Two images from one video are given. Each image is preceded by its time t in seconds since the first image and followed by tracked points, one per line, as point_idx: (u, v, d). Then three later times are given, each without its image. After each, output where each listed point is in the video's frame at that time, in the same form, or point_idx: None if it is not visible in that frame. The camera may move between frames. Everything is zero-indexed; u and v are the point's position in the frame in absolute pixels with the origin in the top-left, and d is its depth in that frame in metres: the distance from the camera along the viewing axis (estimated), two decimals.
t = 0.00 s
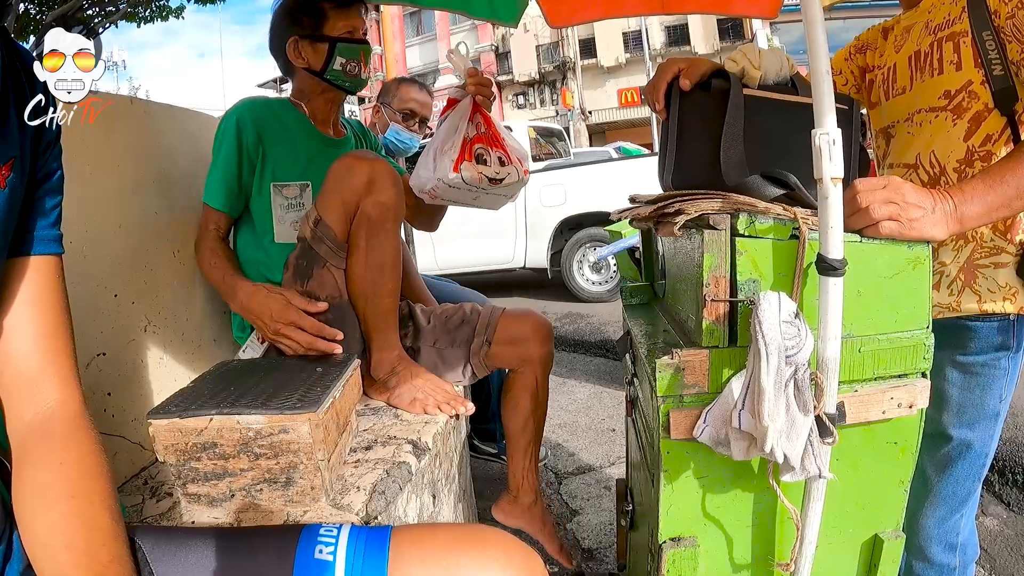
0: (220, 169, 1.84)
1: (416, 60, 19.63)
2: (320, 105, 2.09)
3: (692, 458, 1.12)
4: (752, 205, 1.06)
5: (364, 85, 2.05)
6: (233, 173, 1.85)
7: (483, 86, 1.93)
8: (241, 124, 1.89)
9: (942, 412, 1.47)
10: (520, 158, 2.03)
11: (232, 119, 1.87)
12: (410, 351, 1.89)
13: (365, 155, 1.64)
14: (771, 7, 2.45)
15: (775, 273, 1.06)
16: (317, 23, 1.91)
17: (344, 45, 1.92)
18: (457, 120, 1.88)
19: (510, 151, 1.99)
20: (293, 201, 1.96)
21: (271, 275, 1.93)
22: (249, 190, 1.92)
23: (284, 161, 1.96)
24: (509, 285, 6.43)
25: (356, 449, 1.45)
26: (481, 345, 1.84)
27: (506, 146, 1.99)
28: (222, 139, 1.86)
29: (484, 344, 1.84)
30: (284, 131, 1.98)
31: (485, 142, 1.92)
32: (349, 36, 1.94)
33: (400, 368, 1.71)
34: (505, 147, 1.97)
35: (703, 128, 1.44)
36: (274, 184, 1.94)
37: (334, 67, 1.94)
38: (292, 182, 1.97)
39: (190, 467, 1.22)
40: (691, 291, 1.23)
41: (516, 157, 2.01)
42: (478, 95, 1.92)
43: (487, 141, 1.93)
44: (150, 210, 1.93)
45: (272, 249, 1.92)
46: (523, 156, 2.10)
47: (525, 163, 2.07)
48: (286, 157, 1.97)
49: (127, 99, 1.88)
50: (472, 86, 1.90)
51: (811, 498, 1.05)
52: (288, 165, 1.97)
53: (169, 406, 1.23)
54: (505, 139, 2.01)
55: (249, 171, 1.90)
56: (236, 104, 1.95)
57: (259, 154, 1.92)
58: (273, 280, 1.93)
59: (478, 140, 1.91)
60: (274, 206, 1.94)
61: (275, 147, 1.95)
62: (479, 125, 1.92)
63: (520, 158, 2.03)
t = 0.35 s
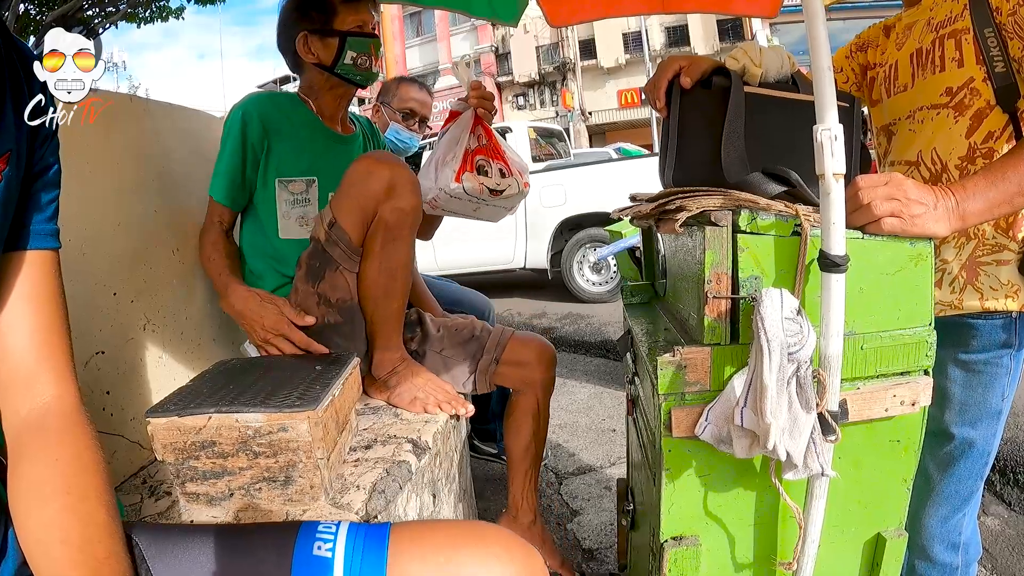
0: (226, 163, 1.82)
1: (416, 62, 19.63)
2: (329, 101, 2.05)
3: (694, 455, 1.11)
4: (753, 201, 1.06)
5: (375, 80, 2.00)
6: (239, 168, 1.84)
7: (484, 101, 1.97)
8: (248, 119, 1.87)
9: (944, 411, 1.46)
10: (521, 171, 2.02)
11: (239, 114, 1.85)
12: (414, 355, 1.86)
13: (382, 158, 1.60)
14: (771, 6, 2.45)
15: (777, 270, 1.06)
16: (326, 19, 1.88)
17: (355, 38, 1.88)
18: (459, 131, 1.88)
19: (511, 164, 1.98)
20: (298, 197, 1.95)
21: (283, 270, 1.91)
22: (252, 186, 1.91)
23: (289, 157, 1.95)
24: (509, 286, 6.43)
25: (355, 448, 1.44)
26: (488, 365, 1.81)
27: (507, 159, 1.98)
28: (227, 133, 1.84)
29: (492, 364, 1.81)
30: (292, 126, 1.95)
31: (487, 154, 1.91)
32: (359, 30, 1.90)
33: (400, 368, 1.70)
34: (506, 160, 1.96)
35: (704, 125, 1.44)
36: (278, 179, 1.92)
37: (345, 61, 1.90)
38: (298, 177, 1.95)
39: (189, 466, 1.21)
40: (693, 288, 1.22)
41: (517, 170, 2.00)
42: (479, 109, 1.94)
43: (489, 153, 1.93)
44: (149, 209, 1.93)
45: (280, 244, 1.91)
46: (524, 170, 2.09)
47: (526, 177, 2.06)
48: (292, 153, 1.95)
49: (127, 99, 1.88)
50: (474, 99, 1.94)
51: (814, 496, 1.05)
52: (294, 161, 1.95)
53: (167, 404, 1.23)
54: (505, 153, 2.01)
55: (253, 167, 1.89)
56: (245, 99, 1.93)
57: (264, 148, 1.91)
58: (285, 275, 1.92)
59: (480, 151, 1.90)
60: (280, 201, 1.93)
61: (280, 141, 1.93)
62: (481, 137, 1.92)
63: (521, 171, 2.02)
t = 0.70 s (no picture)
0: (236, 159, 1.81)
1: (415, 63, 19.63)
2: (342, 100, 2.04)
3: (695, 458, 1.11)
4: (753, 204, 1.06)
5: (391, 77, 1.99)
6: (249, 164, 1.83)
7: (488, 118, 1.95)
8: (261, 115, 1.86)
9: (944, 412, 1.46)
10: (526, 187, 2.04)
11: (254, 111, 1.84)
12: (416, 355, 1.88)
13: (400, 167, 1.59)
14: (771, 7, 2.45)
15: (776, 272, 1.06)
16: (340, 19, 1.87)
17: (370, 37, 1.88)
18: (468, 153, 1.89)
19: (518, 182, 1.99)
20: (309, 194, 1.95)
21: (295, 269, 1.92)
22: (263, 182, 1.90)
23: (302, 155, 1.94)
24: (509, 288, 6.43)
25: (356, 451, 1.44)
26: (492, 371, 1.80)
27: (514, 177, 1.99)
28: (241, 130, 1.84)
29: (498, 370, 1.80)
30: (305, 124, 1.94)
31: (496, 174, 1.92)
32: (374, 29, 1.90)
33: (401, 370, 1.70)
34: (513, 178, 1.97)
35: (704, 126, 1.45)
36: (290, 176, 1.92)
37: (362, 60, 1.90)
38: (310, 174, 1.95)
39: (189, 469, 1.21)
40: (693, 291, 1.22)
41: (523, 187, 2.01)
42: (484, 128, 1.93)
43: (497, 172, 1.93)
44: (149, 210, 1.93)
45: (291, 242, 1.92)
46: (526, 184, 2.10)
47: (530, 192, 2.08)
48: (304, 151, 1.95)
49: (126, 100, 1.88)
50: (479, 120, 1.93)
51: (814, 497, 1.05)
52: (306, 159, 1.95)
53: (167, 407, 1.23)
54: (511, 170, 2.01)
55: (265, 164, 1.88)
56: (258, 95, 1.91)
57: (276, 144, 1.89)
58: (296, 272, 1.93)
59: (489, 172, 1.91)
60: (291, 198, 1.92)
61: (294, 139, 1.92)
62: (488, 158, 1.92)
63: (526, 188, 2.03)
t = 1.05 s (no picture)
0: (251, 158, 1.81)
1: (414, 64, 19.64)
2: (356, 104, 2.04)
3: (697, 460, 1.12)
4: (754, 208, 1.07)
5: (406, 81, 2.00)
6: (264, 165, 1.83)
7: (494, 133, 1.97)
8: (277, 116, 1.85)
9: (945, 413, 1.47)
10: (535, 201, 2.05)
11: (270, 111, 1.84)
12: (420, 357, 1.88)
13: (407, 177, 1.58)
14: (771, 10, 2.46)
15: (777, 276, 1.06)
16: (356, 21, 1.87)
17: (385, 40, 1.88)
18: (479, 170, 1.91)
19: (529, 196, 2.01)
20: (320, 198, 1.95)
21: (302, 271, 1.93)
22: (274, 182, 1.90)
23: (316, 157, 1.94)
24: (509, 289, 6.44)
25: (358, 453, 1.45)
26: (495, 375, 1.81)
27: (524, 191, 2.00)
28: (256, 129, 1.83)
29: (500, 374, 1.81)
30: (320, 126, 1.93)
31: (508, 190, 1.93)
32: (389, 32, 1.91)
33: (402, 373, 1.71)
34: (524, 193, 1.99)
35: (704, 129, 1.45)
36: (303, 178, 1.92)
37: (377, 63, 1.90)
38: (323, 178, 1.96)
39: (191, 472, 1.22)
40: (694, 294, 1.23)
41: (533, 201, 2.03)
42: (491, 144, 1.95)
43: (508, 187, 1.94)
44: (151, 213, 1.93)
45: (299, 245, 1.92)
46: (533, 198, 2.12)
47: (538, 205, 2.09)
48: (318, 154, 1.94)
49: (127, 102, 1.89)
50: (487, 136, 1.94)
51: (815, 499, 1.05)
52: (320, 162, 1.95)
53: (170, 410, 1.23)
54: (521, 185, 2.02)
55: (277, 165, 1.88)
56: (275, 94, 1.89)
57: (291, 146, 1.89)
58: (302, 275, 1.93)
59: (500, 188, 1.92)
60: (302, 201, 1.92)
61: (308, 142, 1.92)
62: (498, 173, 1.94)
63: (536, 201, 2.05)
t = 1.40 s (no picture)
0: (261, 155, 1.81)
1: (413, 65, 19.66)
2: (367, 105, 2.04)
3: (698, 460, 1.13)
4: (755, 209, 1.08)
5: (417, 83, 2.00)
6: (273, 162, 1.84)
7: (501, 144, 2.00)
8: (287, 114, 1.86)
9: (944, 412, 1.47)
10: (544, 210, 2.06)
11: (280, 110, 1.84)
12: (422, 359, 1.89)
13: (412, 184, 1.59)
14: (770, 10, 2.47)
15: (777, 277, 1.07)
16: (368, 23, 1.88)
17: (396, 41, 1.89)
18: (493, 180, 1.92)
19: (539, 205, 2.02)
20: (327, 198, 1.96)
21: (307, 270, 1.93)
22: (281, 180, 1.91)
23: (324, 157, 1.95)
24: (508, 290, 6.44)
25: (361, 454, 1.46)
26: (497, 377, 1.82)
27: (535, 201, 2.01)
28: (265, 128, 1.84)
29: (503, 377, 1.82)
30: (329, 127, 1.95)
31: (521, 199, 1.94)
32: (400, 33, 1.91)
33: (404, 374, 1.72)
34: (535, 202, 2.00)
35: (705, 132, 1.46)
36: (311, 178, 1.93)
37: (388, 65, 1.91)
38: (330, 178, 1.96)
39: (195, 473, 1.22)
40: (694, 295, 1.24)
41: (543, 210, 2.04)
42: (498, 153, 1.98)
43: (521, 197, 1.95)
44: (153, 215, 1.94)
45: (304, 243, 1.92)
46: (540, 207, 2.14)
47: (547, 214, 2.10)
48: (326, 154, 1.96)
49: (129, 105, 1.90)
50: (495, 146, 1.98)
51: (815, 498, 1.06)
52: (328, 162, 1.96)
53: (173, 412, 1.24)
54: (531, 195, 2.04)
55: (285, 163, 1.89)
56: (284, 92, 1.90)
57: (299, 145, 1.90)
58: (307, 274, 1.93)
59: (514, 197, 1.93)
60: (309, 201, 1.93)
61: (316, 141, 1.93)
62: (509, 183, 1.96)
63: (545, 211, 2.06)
